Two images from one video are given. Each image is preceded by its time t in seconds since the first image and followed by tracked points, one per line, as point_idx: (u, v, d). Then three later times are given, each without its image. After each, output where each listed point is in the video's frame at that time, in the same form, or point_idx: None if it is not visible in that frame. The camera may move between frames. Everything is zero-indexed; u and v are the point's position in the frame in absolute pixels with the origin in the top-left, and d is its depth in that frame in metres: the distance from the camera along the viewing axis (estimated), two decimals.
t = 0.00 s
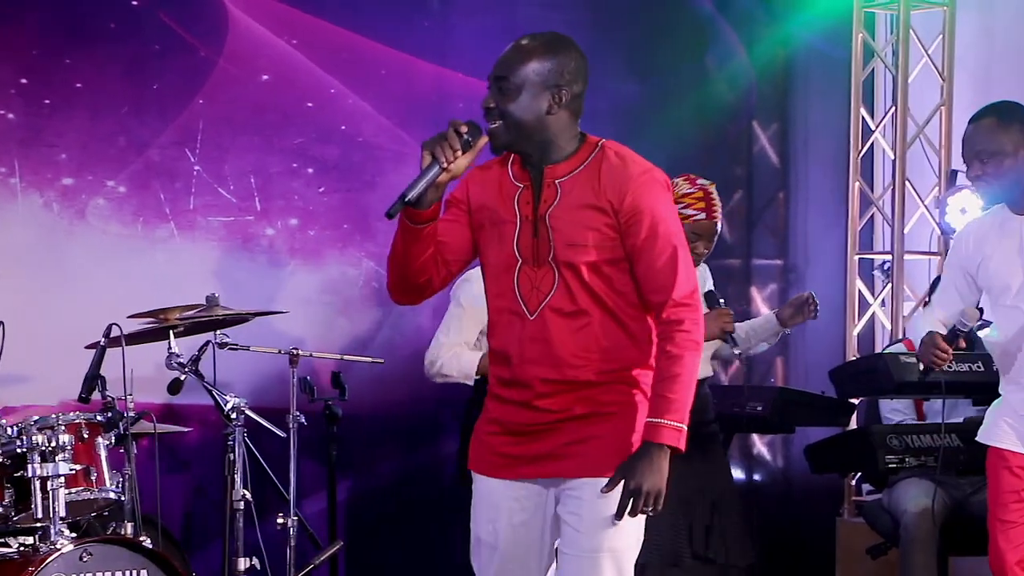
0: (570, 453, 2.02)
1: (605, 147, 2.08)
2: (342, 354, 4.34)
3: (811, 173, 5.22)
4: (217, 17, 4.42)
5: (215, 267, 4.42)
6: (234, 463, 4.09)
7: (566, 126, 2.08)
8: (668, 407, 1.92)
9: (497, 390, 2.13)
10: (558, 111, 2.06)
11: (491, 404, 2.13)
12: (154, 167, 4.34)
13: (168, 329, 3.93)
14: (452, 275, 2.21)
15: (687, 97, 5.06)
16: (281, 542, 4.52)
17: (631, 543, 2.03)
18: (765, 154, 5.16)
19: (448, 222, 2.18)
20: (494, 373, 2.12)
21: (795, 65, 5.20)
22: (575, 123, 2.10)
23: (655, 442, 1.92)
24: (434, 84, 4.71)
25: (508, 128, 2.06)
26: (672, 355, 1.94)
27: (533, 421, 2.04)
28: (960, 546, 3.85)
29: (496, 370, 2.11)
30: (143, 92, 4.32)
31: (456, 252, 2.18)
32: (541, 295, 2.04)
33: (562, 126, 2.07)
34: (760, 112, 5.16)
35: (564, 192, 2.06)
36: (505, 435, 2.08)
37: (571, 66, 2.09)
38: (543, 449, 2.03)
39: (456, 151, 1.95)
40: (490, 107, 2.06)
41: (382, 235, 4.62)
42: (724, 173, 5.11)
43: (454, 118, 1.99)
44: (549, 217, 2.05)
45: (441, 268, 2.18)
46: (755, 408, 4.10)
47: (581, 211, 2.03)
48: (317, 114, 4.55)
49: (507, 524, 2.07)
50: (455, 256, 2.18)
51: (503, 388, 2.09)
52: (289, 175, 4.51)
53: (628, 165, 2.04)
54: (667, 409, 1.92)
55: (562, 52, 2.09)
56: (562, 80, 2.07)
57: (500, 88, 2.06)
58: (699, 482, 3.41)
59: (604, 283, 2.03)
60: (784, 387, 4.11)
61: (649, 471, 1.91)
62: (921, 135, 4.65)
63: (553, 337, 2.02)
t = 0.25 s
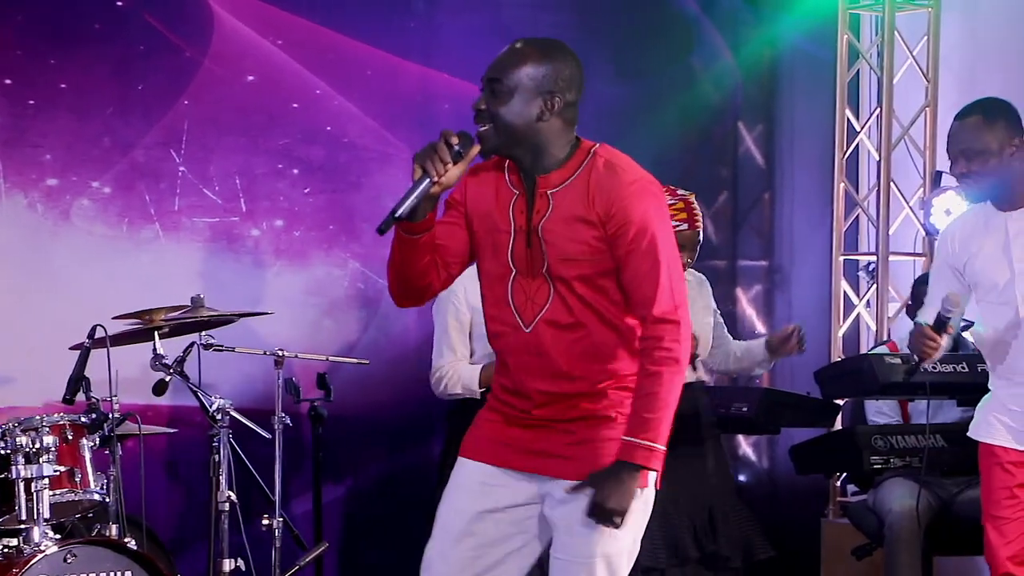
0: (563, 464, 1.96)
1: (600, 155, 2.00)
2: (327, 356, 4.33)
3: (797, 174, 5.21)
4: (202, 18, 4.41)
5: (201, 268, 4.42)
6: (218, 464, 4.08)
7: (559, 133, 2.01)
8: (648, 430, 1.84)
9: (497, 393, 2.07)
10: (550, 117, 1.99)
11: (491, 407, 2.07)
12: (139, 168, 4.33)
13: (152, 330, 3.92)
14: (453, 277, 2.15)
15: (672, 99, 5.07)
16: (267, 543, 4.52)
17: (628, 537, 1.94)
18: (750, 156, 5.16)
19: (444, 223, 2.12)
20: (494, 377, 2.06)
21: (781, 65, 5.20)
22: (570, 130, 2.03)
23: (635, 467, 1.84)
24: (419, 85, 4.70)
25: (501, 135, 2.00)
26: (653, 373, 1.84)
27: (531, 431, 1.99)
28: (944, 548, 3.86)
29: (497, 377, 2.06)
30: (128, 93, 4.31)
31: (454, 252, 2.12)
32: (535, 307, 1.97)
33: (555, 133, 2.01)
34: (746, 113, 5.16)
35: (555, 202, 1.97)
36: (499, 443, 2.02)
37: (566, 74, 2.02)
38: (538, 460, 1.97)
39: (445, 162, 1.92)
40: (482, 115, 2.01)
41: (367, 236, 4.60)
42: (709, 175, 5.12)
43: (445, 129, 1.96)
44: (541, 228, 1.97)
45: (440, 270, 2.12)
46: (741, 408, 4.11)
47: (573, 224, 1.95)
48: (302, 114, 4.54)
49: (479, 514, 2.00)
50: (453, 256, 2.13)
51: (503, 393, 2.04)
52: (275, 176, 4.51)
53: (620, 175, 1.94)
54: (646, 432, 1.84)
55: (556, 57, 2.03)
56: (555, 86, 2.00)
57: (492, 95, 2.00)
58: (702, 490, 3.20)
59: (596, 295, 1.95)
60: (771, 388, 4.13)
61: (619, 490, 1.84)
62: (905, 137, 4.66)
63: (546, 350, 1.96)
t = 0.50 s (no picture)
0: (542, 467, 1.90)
1: (589, 148, 1.97)
2: (318, 359, 4.33)
3: (787, 180, 5.25)
4: (194, 20, 4.41)
5: (191, 272, 4.41)
6: (210, 468, 4.08)
7: (549, 125, 1.99)
8: (600, 389, 1.84)
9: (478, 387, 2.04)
10: (538, 109, 1.97)
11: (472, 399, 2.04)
12: (131, 171, 4.33)
13: (143, 333, 3.92)
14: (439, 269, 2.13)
15: (665, 103, 5.08)
16: (257, 546, 4.51)
17: (608, 545, 1.93)
18: (742, 160, 5.18)
19: (434, 211, 2.10)
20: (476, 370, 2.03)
21: (771, 71, 5.24)
22: (559, 124, 2.01)
23: (573, 417, 1.83)
24: (411, 88, 4.72)
25: (488, 125, 1.98)
26: (626, 343, 1.84)
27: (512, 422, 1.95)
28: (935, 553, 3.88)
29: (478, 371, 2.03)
30: (119, 96, 4.31)
31: (443, 244, 2.10)
32: (518, 295, 1.95)
33: (544, 125, 1.98)
34: (737, 119, 5.18)
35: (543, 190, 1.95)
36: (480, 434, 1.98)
37: (556, 65, 2.00)
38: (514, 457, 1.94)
39: (431, 150, 1.92)
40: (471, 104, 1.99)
41: (358, 239, 4.63)
42: (701, 179, 5.13)
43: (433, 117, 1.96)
44: (526, 217, 1.95)
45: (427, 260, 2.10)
46: (731, 413, 4.13)
47: (558, 212, 1.92)
48: (294, 118, 4.55)
49: (464, 519, 1.97)
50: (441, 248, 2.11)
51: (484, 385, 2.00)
52: (266, 180, 4.51)
53: (609, 165, 1.92)
54: (594, 385, 1.84)
55: (546, 48, 2.01)
56: (545, 78, 1.98)
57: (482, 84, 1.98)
58: (688, 493, 3.29)
59: (582, 286, 1.92)
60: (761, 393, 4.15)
61: (544, 423, 1.82)
62: (896, 142, 4.67)
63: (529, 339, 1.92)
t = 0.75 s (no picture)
0: (521, 484, 1.85)
1: (560, 171, 1.90)
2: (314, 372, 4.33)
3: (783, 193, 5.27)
4: (190, 33, 4.41)
5: (187, 284, 4.42)
6: (205, 481, 4.08)
7: (518, 149, 1.90)
8: (556, 410, 1.77)
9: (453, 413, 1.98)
10: (507, 134, 1.88)
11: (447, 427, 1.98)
12: (127, 183, 4.33)
13: (138, 346, 3.91)
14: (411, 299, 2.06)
15: (660, 117, 5.11)
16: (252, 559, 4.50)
17: (589, 566, 1.86)
18: (737, 173, 5.21)
19: (406, 241, 2.04)
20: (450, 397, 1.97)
21: (767, 85, 5.26)
22: (529, 148, 1.92)
23: (531, 439, 1.77)
24: (406, 102, 4.73)
25: (455, 150, 1.89)
26: (583, 367, 1.78)
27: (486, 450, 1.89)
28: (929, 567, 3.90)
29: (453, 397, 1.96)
30: (115, 108, 4.31)
31: (415, 273, 2.04)
32: (492, 321, 1.88)
33: (513, 150, 1.90)
34: (733, 132, 5.21)
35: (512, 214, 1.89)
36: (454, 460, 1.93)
37: (526, 87, 1.91)
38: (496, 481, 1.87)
39: (401, 180, 1.83)
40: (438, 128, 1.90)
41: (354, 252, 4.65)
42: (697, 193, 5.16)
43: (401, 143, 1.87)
44: (498, 242, 1.88)
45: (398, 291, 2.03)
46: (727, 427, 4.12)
47: (529, 235, 1.86)
48: (289, 131, 4.56)
49: (442, 547, 1.92)
50: (412, 277, 2.04)
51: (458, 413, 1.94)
52: (262, 193, 4.52)
53: (578, 188, 1.86)
54: (549, 406, 1.77)
55: (518, 70, 1.92)
56: (514, 102, 1.88)
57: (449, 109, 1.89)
58: (676, 508, 3.36)
59: (552, 309, 1.86)
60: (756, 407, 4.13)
61: (495, 446, 1.77)
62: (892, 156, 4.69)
63: (500, 367, 1.87)
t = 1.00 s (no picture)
0: (524, 502, 1.88)
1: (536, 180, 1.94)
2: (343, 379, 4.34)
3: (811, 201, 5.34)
4: (216, 42, 4.43)
5: (214, 292, 4.44)
6: (235, 487, 4.08)
7: (495, 161, 1.96)
8: (565, 424, 1.80)
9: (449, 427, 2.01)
10: (485, 146, 1.94)
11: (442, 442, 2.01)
12: (155, 192, 4.34)
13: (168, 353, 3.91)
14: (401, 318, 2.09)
15: (683, 128, 5.20)
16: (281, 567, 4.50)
17: (592, 573, 1.89)
18: (764, 181, 5.31)
19: (391, 262, 2.07)
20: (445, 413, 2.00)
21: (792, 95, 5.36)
22: (506, 160, 1.97)
23: (545, 455, 1.80)
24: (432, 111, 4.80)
25: (435, 166, 1.95)
26: (587, 377, 1.81)
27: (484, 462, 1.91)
28: None
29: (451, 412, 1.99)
30: (143, 117, 4.32)
31: (401, 292, 2.07)
32: (482, 338, 1.92)
33: (490, 161, 1.95)
34: (758, 140, 5.31)
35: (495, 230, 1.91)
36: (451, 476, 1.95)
37: (497, 101, 1.98)
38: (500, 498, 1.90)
39: (381, 198, 1.91)
40: (417, 145, 1.96)
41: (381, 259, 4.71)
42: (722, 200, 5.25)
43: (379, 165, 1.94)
44: (481, 258, 1.91)
45: (388, 309, 2.06)
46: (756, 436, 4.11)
47: (511, 250, 1.89)
48: (316, 139, 4.61)
49: (440, 552, 1.95)
50: (397, 296, 2.07)
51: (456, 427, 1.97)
52: (289, 201, 4.56)
53: (557, 197, 1.89)
54: (559, 420, 1.80)
55: (487, 86, 1.98)
56: (490, 115, 1.96)
57: (426, 126, 1.95)
58: (698, 508, 3.43)
59: (539, 321, 1.89)
60: (779, 414, 4.12)
61: (511, 471, 1.80)
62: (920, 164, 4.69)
63: (490, 382, 1.90)
